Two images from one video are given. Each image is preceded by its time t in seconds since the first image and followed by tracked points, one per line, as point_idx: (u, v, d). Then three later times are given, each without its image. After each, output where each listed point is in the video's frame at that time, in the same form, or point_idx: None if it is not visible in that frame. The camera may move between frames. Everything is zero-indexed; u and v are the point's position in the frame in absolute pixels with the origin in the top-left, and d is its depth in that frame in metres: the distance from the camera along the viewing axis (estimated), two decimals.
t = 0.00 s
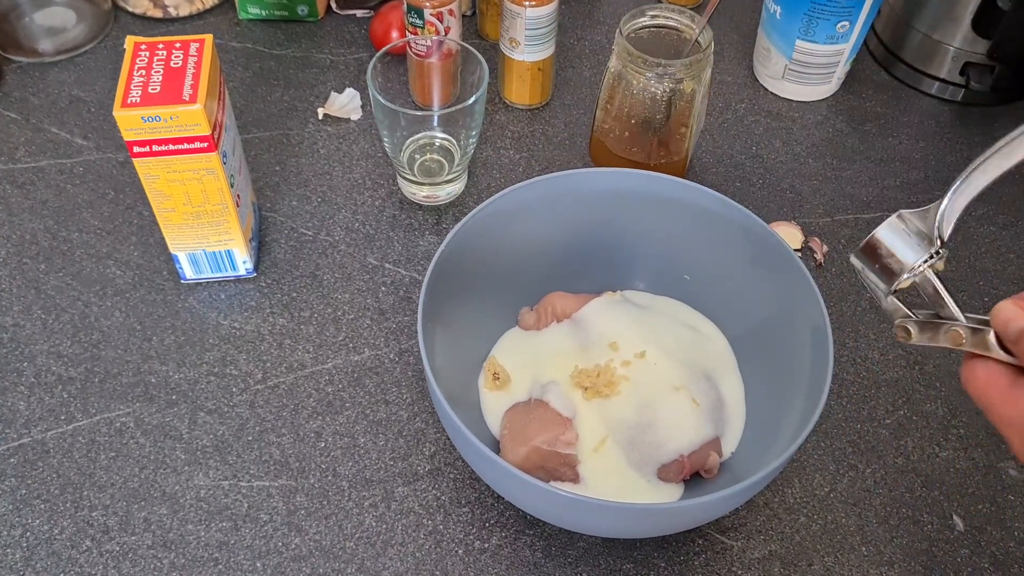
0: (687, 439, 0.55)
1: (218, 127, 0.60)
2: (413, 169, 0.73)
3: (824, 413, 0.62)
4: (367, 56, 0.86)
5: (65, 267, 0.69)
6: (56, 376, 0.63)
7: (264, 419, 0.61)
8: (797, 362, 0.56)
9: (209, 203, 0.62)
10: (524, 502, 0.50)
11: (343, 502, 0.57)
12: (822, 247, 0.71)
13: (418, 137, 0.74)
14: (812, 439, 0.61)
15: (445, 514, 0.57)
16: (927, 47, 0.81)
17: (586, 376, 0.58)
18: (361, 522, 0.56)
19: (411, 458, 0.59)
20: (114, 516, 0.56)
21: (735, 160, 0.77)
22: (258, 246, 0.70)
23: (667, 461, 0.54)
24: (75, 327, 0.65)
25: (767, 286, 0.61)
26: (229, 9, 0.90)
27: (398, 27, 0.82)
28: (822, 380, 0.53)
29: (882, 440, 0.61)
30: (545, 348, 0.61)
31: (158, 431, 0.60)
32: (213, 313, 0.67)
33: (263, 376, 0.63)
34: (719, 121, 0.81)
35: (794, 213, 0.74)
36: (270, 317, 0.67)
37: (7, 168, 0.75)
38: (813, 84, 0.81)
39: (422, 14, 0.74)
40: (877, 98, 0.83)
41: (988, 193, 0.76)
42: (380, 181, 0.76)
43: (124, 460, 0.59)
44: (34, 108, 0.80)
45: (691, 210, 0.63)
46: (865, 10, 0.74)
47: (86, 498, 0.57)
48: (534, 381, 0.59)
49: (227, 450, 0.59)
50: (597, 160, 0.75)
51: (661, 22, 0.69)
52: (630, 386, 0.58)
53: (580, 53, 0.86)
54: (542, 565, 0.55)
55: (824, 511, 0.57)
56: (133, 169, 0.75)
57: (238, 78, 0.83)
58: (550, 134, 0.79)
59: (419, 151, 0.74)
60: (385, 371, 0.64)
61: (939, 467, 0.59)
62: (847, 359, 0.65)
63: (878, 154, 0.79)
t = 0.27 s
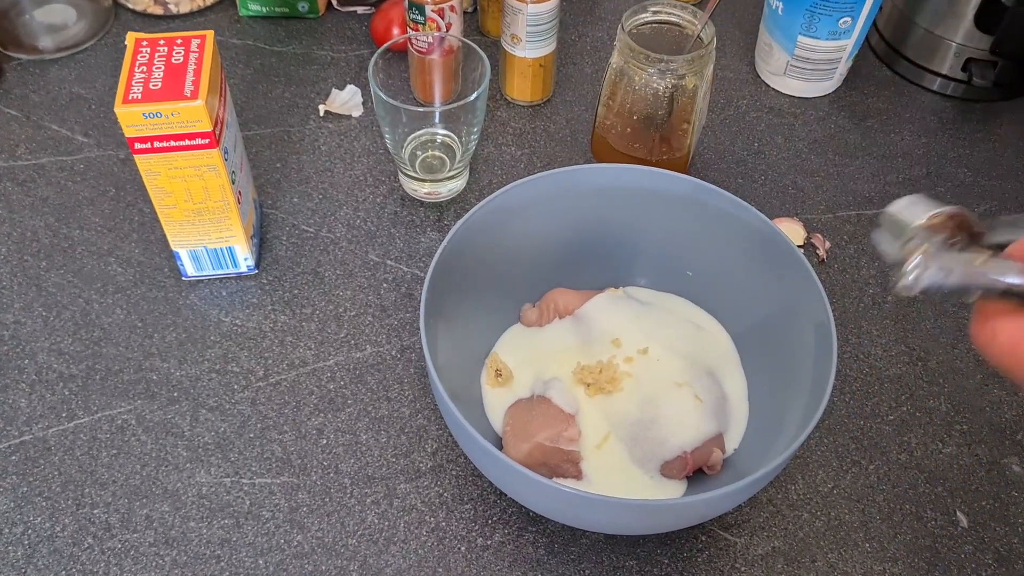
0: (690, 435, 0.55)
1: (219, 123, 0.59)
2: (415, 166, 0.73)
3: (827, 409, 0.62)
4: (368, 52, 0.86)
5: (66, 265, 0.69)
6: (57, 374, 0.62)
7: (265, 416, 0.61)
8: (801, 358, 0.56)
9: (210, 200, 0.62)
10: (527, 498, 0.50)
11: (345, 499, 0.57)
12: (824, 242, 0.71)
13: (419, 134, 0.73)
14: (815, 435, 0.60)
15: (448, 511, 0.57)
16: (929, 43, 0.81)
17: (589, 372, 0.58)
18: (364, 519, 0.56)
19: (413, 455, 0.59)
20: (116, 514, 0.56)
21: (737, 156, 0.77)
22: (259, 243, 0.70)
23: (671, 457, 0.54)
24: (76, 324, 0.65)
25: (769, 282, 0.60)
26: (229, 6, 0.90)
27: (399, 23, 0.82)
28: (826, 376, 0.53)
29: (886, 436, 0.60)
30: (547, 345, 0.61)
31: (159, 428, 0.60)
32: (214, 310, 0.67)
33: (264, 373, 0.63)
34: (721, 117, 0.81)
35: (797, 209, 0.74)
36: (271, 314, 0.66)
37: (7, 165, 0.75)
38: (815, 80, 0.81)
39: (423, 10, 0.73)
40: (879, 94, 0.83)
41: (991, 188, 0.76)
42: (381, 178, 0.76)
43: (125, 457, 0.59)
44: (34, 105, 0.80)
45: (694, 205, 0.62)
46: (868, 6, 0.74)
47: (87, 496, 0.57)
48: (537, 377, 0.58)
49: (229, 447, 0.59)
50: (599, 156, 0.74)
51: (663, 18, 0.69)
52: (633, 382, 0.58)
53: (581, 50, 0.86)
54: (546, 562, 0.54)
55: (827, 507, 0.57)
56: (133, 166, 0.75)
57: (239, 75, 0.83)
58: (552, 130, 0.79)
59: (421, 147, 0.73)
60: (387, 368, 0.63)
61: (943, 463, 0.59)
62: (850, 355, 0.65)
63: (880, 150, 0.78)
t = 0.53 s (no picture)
0: (691, 433, 0.55)
1: (221, 121, 0.60)
2: (416, 164, 0.73)
3: (828, 406, 0.62)
4: (369, 51, 0.86)
5: (69, 263, 0.69)
6: (60, 372, 0.63)
7: (267, 413, 0.61)
8: (802, 355, 0.56)
9: (212, 198, 0.62)
10: (529, 495, 0.50)
11: (347, 496, 0.57)
12: (825, 241, 0.71)
13: (420, 133, 0.73)
14: (816, 432, 0.61)
15: (450, 508, 0.57)
16: (929, 41, 0.81)
17: (590, 370, 0.58)
18: (366, 516, 0.56)
19: (415, 452, 0.59)
20: (119, 511, 0.56)
21: (737, 154, 0.77)
22: (261, 241, 0.70)
23: (672, 455, 0.54)
24: (78, 322, 0.66)
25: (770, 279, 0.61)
26: (230, 5, 0.90)
27: (400, 22, 0.82)
28: (827, 373, 0.53)
29: (886, 433, 0.61)
30: (549, 342, 0.61)
31: (161, 426, 0.60)
32: (216, 308, 0.67)
33: (266, 371, 0.63)
34: (721, 115, 0.81)
35: (797, 208, 0.74)
36: (273, 312, 0.67)
37: (9, 164, 0.75)
38: (815, 79, 0.81)
39: (424, 9, 0.74)
40: (880, 93, 0.83)
41: (991, 186, 0.76)
42: (382, 176, 0.76)
43: (127, 455, 0.59)
44: (36, 104, 0.80)
45: (695, 203, 0.63)
46: (868, 5, 0.74)
47: (90, 493, 0.57)
48: (538, 375, 0.59)
49: (231, 444, 0.59)
50: (600, 155, 0.75)
51: (664, 16, 0.69)
52: (634, 380, 0.58)
53: (582, 48, 0.86)
54: (547, 559, 0.55)
55: (828, 504, 0.57)
56: (135, 164, 0.75)
57: (240, 73, 0.83)
58: (553, 129, 0.79)
59: (422, 145, 0.74)
60: (389, 365, 0.64)
61: (943, 460, 0.60)
62: (851, 352, 0.65)
63: (880, 148, 0.79)
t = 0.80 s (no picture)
0: (693, 428, 0.55)
1: (223, 118, 0.60)
2: (418, 161, 0.73)
3: (829, 402, 0.62)
4: (370, 48, 0.86)
5: (71, 259, 0.69)
6: (63, 368, 0.63)
7: (270, 409, 0.61)
8: (804, 351, 0.56)
9: (215, 194, 0.62)
10: (531, 490, 0.50)
11: (350, 491, 0.57)
12: (826, 237, 0.71)
13: (423, 129, 0.74)
14: (817, 428, 0.61)
15: (452, 504, 0.57)
16: (930, 38, 0.81)
17: (592, 366, 0.58)
18: (368, 511, 0.56)
19: (417, 448, 0.59)
20: (122, 506, 0.56)
21: (738, 151, 0.78)
22: (263, 238, 0.70)
23: (674, 451, 0.54)
24: (81, 318, 0.66)
25: (772, 276, 0.61)
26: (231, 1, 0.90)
27: (402, 19, 0.82)
28: (828, 369, 0.53)
29: (887, 429, 0.61)
30: (551, 339, 0.61)
31: (164, 421, 0.60)
32: (219, 304, 0.67)
33: (269, 367, 0.63)
34: (722, 112, 0.81)
35: (798, 204, 0.74)
36: (275, 308, 0.67)
37: (11, 160, 0.75)
38: (816, 76, 0.81)
39: (426, 5, 0.74)
40: (880, 90, 0.83)
41: (991, 183, 0.76)
42: (384, 173, 0.76)
43: (131, 450, 0.59)
44: (38, 101, 0.80)
45: (696, 199, 0.63)
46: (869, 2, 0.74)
47: (93, 489, 0.57)
48: (540, 371, 0.59)
49: (234, 440, 0.59)
50: (601, 151, 0.75)
51: (666, 13, 0.69)
52: (636, 376, 0.58)
53: (583, 45, 0.87)
54: (549, 554, 0.55)
55: (829, 499, 0.57)
56: (137, 161, 0.75)
57: (242, 70, 0.83)
58: (554, 125, 0.79)
59: (424, 142, 0.74)
60: (391, 361, 0.64)
61: (944, 456, 0.60)
62: (852, 349, 0.65)
63: (881, 145, 0.79)
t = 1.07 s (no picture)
0: (690, 425, 0.55)
1: (220, 115, 0.60)
2: (415, 158, 0.73)
3: (826, 399, 0.62)
4: (368, 46, 0.86)
5: (68, 257, 0.69)
6: (60, 365, 0.63)
7: (267, 406, 0.61)
8: (800, 347, 0.57)
9: (212, 191, 0.62)
10: (528, 487, 0.51)
11: (347, 488, 0.57)
12: (823, 235, 0.71)
13: (419, 127, 0.74)
14: (814, 425, 0.61)
15: (449, 500, 0.57)
16: (927, 36, 0.81)
17: (589, 363, 0.58)
18: (365, 508, 0.56)
19: (414, 445, 0.59)
20: (119, 503, 0.56)
21: (736, 149, 0.78)
22: (260, 235, 0.70)
23: (670, 447, 0.54)
24: (78, 315, 0.66)
25: (769, 273, 0.61)
26: None
27: (399, 16, 0.82)
28: (825, 365, 0.53)
29: (883, 426, 0.61)
30: (548, 336, 0.61)
31: (161, 418, 0.60)
32: (216, 301, 0.67)
33: (266, 364, 0.63)
34: (719, 110, 0.81)
35: (795, 202, 0.74)
36: (272, 305, 0.67)
37: (8, 158, 0.75)
38: (814, 73, 0.81)
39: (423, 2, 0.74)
40: (878, 87, 0.83)
41: (988, 180, 0.76)
42: (381, 170, 0.76)
43: (128, 447, 0.59)
44: (35, 98, 0.80)
45: (693, 196, 0.63)
46: None
47: (90, 485, 0.57)
48: (537, 368, 0.59)
49: (231, 437, 0.60)
50: (598, 149, 0.75)
51: (663, 11, 0.69)
52: (632, 373, 0.58)
53: (580, 43, 0.87)
54: (546, 551, 0.55)
55: (826, 496, 0.57)
56: (135, 158, 0.75)
57: (239, 68, 0.83)
58: (552, 123, 0.79)
59: (420, 140, 0.74)
60: (388, 358, 0.64)
61: (940, 453, 0.60)
62: (848, 346, 0.65)
63: (878, 143, 0.79)
